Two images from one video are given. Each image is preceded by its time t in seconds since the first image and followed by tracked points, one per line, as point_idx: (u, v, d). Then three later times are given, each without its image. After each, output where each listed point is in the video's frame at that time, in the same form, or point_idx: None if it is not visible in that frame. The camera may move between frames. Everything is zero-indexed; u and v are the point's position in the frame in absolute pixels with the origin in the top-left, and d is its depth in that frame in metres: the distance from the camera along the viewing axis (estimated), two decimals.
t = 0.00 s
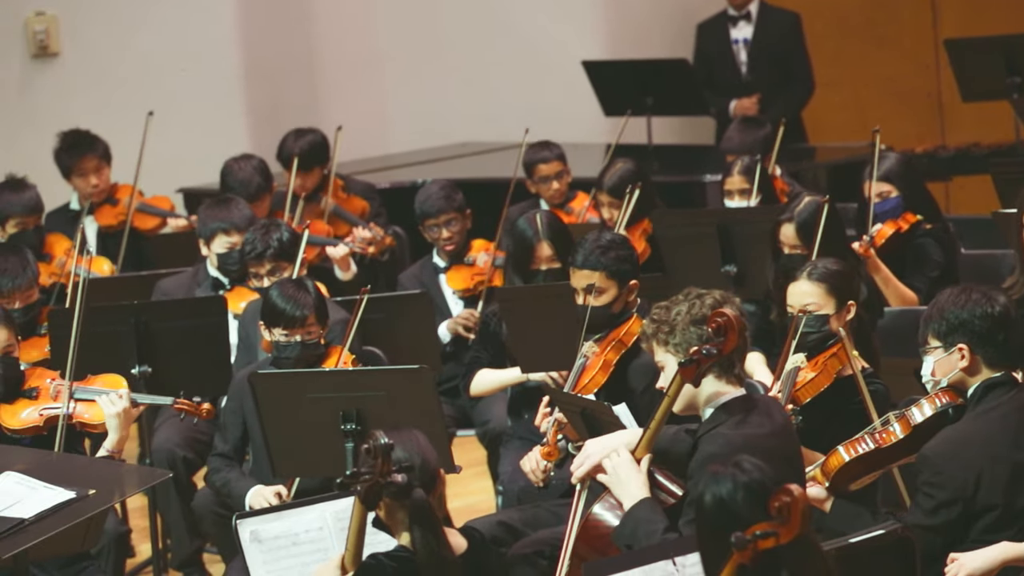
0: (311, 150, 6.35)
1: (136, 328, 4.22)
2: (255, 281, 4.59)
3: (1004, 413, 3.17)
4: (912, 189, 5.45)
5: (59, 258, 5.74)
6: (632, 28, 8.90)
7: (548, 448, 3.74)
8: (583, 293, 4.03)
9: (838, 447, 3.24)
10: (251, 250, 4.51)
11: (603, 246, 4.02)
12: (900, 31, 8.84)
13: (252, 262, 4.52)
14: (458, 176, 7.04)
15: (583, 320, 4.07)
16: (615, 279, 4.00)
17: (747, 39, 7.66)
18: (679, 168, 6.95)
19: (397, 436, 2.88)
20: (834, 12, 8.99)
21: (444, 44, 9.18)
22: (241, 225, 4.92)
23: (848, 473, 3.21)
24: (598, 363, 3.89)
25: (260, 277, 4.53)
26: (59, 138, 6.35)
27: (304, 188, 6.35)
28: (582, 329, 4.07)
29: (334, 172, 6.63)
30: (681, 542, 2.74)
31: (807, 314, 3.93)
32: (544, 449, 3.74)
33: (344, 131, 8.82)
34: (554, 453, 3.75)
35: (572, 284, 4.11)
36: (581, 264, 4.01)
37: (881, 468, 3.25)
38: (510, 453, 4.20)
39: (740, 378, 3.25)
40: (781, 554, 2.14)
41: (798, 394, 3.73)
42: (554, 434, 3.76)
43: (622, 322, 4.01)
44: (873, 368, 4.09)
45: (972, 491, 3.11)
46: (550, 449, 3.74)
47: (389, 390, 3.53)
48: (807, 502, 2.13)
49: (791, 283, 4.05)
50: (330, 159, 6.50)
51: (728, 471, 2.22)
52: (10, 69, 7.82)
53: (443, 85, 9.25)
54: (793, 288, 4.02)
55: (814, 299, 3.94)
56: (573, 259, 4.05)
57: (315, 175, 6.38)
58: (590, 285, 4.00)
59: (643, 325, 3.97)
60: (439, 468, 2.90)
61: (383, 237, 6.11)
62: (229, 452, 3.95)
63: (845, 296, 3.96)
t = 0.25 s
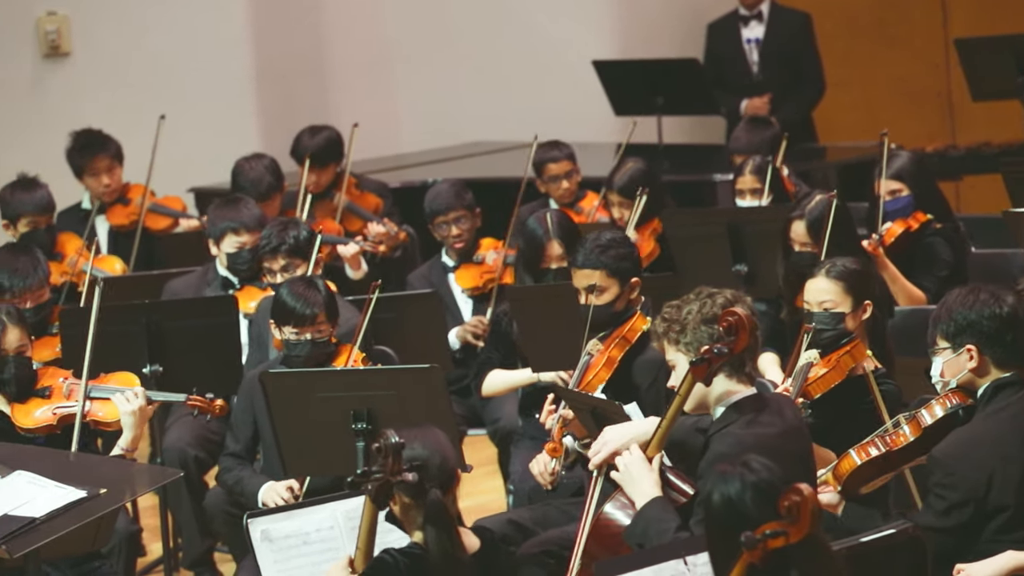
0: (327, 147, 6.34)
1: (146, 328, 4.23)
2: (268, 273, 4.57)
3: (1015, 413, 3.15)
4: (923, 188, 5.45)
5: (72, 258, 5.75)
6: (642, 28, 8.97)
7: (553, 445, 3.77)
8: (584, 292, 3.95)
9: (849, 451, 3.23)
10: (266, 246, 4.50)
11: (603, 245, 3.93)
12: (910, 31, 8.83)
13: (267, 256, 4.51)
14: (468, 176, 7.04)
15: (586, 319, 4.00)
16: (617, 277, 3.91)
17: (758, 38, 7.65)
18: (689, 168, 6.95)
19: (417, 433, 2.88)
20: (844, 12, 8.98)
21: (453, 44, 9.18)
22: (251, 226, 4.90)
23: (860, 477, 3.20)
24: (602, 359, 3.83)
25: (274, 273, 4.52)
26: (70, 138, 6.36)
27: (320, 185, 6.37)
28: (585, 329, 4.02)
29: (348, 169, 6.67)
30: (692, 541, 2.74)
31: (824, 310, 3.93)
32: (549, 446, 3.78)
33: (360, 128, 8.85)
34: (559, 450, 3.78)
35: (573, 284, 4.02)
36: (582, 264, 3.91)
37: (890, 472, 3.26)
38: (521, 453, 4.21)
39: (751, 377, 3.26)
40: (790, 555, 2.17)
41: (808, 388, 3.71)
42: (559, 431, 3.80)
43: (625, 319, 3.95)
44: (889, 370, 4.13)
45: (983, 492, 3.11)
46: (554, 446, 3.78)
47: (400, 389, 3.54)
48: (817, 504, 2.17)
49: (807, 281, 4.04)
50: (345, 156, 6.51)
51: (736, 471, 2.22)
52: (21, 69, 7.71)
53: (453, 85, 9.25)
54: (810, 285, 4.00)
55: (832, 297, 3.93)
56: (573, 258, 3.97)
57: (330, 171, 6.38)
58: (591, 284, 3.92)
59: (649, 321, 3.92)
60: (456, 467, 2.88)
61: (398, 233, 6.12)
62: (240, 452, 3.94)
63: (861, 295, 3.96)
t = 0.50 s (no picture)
0: (340, 145, 6.34)
1: (158, 327, 4.23)
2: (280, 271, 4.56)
3: None
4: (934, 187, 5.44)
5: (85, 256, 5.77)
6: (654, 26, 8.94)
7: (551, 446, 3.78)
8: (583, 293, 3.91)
9: (859, 449, 3.30)
10: (280, 247, 4.50)
11: (601, 246, 3.89)
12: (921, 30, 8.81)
13: (279, 260, 4.52)
14: (479, 175, 7.03)
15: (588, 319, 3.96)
16: (614, 277, 3.87)
17: (770, 38, 7.63)
18: (701, 167, 6.94)
19: (431, 432, 2.89)
20: (855, 11, 8.96)
21: (464, 44, 9.18)
22: (257, 223, 4.91)
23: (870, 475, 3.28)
24: (602, 359, 3.79)
25: (287, 274, 4.52)
26: (83, 138, 6.38)
27: (332, 183, 6.35)
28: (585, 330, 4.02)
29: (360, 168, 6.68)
30: (703, 541, 2.74)
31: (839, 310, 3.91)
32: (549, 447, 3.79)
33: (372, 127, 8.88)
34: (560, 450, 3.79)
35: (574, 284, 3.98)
36: (580, 265, 3.86)
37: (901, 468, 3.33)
38: (531, 452, 4.22)
39: (765, 377, 3.27)
40: (801, 552, 2.17)
41: (823, 386, 3.73)
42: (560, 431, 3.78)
43: (624, 319, 3.89)
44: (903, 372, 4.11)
45: (993, 492, 3.10)
46: (554, 447, 3.78)
47: (412, 387, 3.54)
48: (827, 501, 2.18)
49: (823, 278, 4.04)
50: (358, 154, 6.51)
51: (748, 470, 2.22)
52: (34, 69, 7.77)
53: (464, 85, 9.25)
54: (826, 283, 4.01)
55: (847, 296, 3.94)
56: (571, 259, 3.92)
57: (343, 170, 6.38)
58: (590, 285, 3.87)
59: (650, 319, 3.85)
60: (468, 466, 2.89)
61: (411, 230, 6.15)
62: (252, 451, 3.94)
63: (876, 295, 3.96)
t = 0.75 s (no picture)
0: (353, 144, 6.32)
1: (172, 326, 4.23)
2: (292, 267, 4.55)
3: None
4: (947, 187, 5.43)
5: (98, 256, 5.76)
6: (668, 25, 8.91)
7: (558, 450, 3.74)
8: (589, 295, 3.90)
9: (870, 438, 3.39)
10: (292, 246, 4.50)
11: (610, 247, 3.88)
12: (934, 28, 8.78)
13: (293, 258, 4.50)
14: (490, 174, 7.03)
15: (595, 320, 3.96)
16: (621, 280, 3.85)
17: (783, 37, 7.62)
18: (714, 166, 6.93)
19: (449, 430, 2.91)
20: (867, 9, 8.93)
21: (476, 43, 9.18)
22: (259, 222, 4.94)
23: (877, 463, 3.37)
24: (607, 363, 3.79)
25: (302, 273, 4.52)
26: (97, 137, 6.38)
27: (344, 182, 6.34)
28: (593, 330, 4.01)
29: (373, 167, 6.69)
30: (715, 540, 2.74)
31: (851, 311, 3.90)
32: (555, 451, 3.75)
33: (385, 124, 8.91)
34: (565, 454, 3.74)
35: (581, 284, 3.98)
36: (587, 266, 3.86)
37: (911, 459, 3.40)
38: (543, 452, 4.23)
39: (778, 376, 3.26)
40: (813, 552, 2.18)
41: (834, 390, 3.75)
42: (564, 435, 3.74)
43: (632, 322, 3.88)
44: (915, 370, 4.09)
45: (1000, 490, 3.08)
46: (558, 451, 3.74)
47: (425, 387, 3.56)
48: (840, 500, 2.18)
49: (835, 279, 4.02)
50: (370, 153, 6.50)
51: (761, 468, 2.22)
52: (47, 68, 7.77)
53: (474, 85, 9.26)
54: (838, 284, 3.99)
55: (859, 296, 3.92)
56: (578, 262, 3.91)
57: (355, 168, 6.36)
58: (596, 287, 3.87)
59: (657, 323, 3.84)
60: (485, 466, 2.89)
61: (422, 227, 6.14)
62: (264, 451, 3.94)
63: (887, 294, 3.95)
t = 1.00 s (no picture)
0: (365, 143, 6.34)
1: (185, 325, 4.23)
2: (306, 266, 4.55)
3: None
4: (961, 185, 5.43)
5: (113, 255, 5.76)
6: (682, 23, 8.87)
7: (581, 455, 3.71)
8: (607, 295, 3.87)
9: (887, 438, 3.37)
10: (307, 243, 4.50)
11: (629, 249, 3.85)
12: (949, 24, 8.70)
13: (308, 254, 4.50)
14: (504, 173, 7.03)
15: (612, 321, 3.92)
16: (640, 281, 3.83)
17: (797, 36, 7.61)
18: (727, 166, 6.93)
19: (464, 428, 2.90)
20: (881, 8, 8.89)
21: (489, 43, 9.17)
22: (267, 222, 4.94)
23: (895, 465, 3.35)
24: (627, 366, 3.76)
25: (314, 269, 4.52)
26: (111, 136, 6.40)
27: (357, 181, 6.35)
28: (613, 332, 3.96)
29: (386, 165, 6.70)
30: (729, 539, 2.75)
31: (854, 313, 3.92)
32: (578, 457, 3.72)
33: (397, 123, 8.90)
34: (588, 459, 3.73)
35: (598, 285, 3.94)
36: (607, 266, 3.83)
37: (930, 461, 3.37)
38: (558, 451, 4.18)
39: (795, 375, 3.23)
40: (827, 552, 2.19)
41: (842, 396, 3.74)
42: (587, 441, 3.72)
43: (651, 323, 3.86)
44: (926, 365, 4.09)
45: (1016, 489, 3.08)
46: (583, 457, 3.71)
47: (439, 386, 3.57)
48: (853, 499, 2.20)
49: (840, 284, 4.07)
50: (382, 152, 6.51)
51: (776, 467, 2.28)
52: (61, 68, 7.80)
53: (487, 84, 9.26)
54: (842, 289, 4.04)
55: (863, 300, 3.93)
56: (597, 261, 3.89)
57: (368, 167, 6.38)
58: (614, 288, 3.85)
59: (674, 324, 3.83)
60: (505, 465, 2.87)
61: (433, 226, 6.13)
62: (279, 450, 3.94)
63: (892, 293, 3.94)
